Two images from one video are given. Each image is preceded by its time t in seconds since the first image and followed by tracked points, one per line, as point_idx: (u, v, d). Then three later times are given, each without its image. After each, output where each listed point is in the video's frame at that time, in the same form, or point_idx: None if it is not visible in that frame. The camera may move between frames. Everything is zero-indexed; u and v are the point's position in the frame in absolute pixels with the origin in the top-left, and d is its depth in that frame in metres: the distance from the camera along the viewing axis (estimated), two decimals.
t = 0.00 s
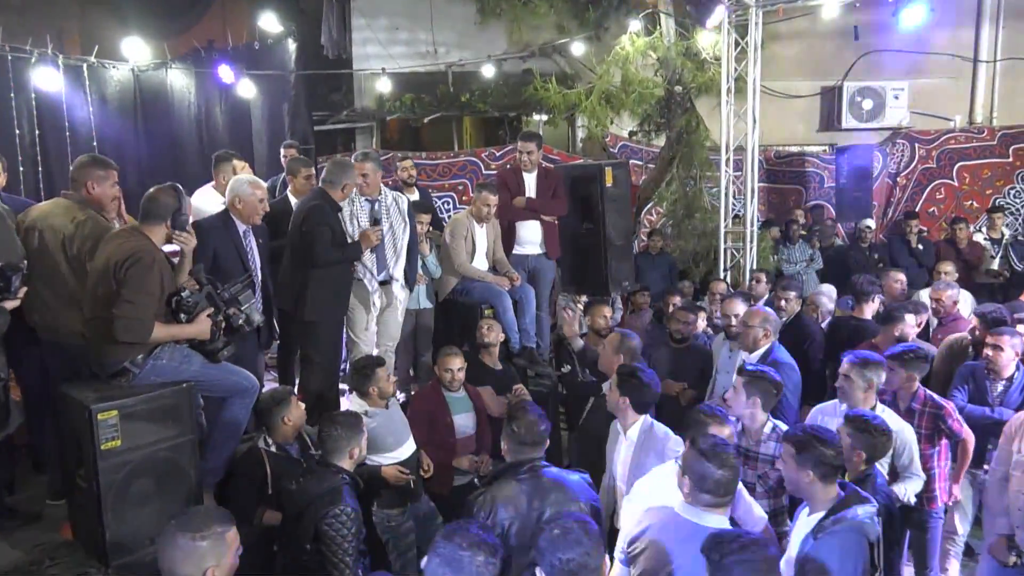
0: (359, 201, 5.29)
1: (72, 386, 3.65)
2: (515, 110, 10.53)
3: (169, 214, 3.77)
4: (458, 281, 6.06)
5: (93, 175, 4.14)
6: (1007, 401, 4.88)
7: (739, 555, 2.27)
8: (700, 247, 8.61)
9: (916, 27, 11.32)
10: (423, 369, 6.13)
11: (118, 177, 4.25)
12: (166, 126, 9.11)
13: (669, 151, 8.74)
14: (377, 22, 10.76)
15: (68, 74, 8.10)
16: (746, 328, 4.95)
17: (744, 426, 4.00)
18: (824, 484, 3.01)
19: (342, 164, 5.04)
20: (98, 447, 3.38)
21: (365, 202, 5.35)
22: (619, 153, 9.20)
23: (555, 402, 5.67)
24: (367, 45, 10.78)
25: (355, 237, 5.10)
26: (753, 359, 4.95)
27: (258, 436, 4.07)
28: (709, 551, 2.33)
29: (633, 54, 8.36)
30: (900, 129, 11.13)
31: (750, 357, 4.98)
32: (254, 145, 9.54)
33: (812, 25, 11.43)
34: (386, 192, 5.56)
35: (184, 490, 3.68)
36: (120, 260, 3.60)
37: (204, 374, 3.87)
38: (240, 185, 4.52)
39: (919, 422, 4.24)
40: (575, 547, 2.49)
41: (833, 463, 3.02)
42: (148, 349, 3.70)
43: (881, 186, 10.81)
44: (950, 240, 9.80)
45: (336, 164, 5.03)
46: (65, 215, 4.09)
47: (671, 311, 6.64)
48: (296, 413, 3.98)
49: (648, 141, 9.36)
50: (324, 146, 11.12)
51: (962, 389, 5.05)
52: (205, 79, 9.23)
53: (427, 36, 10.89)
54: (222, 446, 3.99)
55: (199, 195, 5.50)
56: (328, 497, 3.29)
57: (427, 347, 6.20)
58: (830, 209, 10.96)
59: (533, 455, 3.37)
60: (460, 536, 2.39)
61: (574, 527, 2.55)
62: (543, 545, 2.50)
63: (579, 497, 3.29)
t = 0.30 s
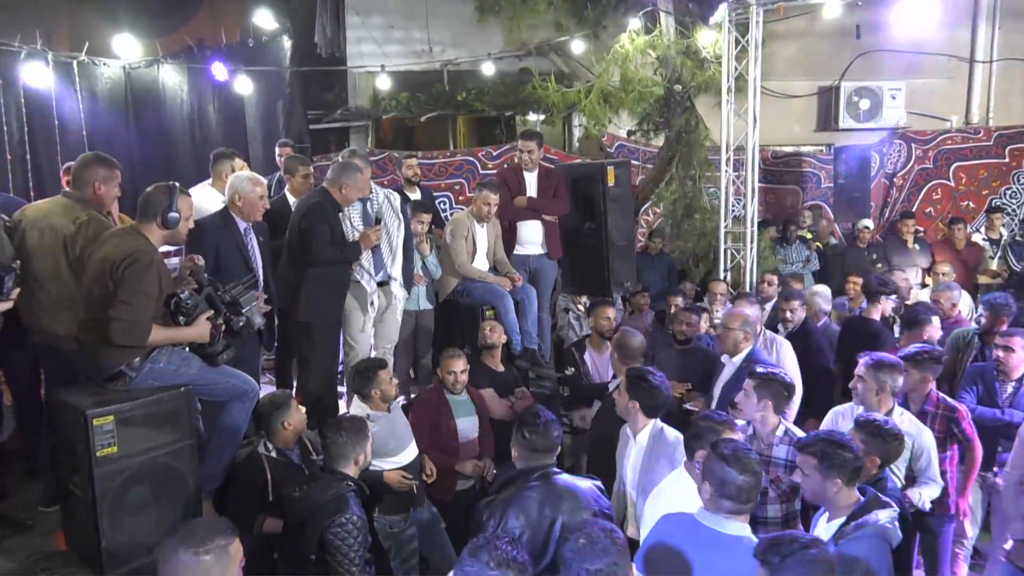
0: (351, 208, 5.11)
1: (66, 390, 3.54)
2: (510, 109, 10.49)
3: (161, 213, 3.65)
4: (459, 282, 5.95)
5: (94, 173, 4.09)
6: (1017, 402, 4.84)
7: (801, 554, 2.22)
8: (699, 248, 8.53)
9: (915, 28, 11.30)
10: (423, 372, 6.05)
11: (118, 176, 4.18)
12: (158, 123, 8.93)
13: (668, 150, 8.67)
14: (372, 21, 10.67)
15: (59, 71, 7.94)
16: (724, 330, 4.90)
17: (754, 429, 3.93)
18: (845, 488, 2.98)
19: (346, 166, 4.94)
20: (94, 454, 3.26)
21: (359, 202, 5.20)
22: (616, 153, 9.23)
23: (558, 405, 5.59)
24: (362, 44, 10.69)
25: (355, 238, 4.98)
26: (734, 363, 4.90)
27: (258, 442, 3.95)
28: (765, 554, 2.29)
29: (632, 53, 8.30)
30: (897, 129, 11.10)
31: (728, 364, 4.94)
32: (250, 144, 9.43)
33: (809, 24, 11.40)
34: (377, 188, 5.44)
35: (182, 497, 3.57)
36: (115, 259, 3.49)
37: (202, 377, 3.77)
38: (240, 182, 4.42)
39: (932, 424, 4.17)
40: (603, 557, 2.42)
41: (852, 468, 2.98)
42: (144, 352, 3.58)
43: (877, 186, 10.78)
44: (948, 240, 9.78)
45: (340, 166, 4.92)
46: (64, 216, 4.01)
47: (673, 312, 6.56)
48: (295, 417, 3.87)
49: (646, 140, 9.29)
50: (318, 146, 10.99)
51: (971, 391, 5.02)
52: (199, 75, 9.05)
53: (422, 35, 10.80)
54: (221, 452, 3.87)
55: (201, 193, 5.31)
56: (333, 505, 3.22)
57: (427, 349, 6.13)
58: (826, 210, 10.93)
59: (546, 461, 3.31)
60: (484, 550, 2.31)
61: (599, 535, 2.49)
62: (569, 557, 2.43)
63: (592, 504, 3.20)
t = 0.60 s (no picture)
0: (343, 210, 4.98)
1: (58, 395, 3.42)
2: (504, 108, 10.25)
3: (152, 211, 3.54)
4: (456, 283, 5.88)
5: (99, 174, 3.97)
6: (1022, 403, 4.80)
7: (851, 557, 2.25)
8: (696, 248, 8.49)
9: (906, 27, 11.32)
10: (420, 374, 5.98)
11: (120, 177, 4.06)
12: (145, 122, 8.73)
13: (665, 150, 8.62)
14: (364, 19, 10.56)
15: (44, 68, 7.73)
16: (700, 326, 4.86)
17: (763, 431, 3.80)
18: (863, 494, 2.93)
19: (344, 165, 4.83)
20: (87, 461, 3.15)
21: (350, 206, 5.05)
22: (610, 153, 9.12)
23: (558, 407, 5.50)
24: (353, 42, 10.57)
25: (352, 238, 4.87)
26: (712, 358, 4.90)
27: (255, 448, 3.84)
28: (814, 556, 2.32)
29: (629, 51, 8.24)
30: (890, 129, 11.11)
31: (709, 358, 4.94)
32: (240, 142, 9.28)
33: (802, 24, 11.38)
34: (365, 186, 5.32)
35: (179, 505, 3.46)
36: (107, 259, 3.38)
37: (198, 381, 3.65)
38: (250, 181, 4.36)
39: (942, 426, 4.14)
40: (624, 572, 2.36)
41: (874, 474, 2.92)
42: (139, 355, 3.47)
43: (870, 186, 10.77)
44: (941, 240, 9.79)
45: (338, 165, 4.83)
46: (66, 215, 3.91)
47: (673, 312, 6.49)
48: (294, 422, 3.78)
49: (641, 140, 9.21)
50: (309, 145, 10.88)
51: (974, 391, 4.98)
52: (188, 72, 8.91)
53: (414, 34, 10.70)
54: (218, 458, 3.76)
55: (204, 192, 5.19)
56: (337, 513, 3.12)
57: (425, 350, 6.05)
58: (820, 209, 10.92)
59: (556, 467, 3.24)
60: (502, 560, 2.26)
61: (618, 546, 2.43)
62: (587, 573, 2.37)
63: (600, 512, 3.15)
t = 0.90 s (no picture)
0: (331, 208, 4.82)
1: (43, 400, 3.30)
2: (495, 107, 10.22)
3: (140, 211, 3.40)
4: (450, 283, 5.79)
5: (87, 171, 3.92)
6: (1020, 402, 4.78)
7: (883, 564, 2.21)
8: (688, 247, 8.45)
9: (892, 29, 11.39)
10: (413, 375, 5.89)
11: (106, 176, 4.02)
12: (128, 121, 8.61)
13: (655, 149, 8.58)
14: (350, 17, 10.41)
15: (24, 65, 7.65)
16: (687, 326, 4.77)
17: (768, 432, 3.73)
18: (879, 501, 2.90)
19: (334, 164, 4.72)
20: (74, 470, 3.03)
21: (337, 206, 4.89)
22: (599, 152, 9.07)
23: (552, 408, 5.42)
24: (339, 40, 10.40)
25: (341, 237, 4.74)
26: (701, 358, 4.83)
27: (247, 454, 3.74)
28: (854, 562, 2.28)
29: (620, 49, 8.22)
30: (877, 129, 11.15)
31: (698, 358, 4.86)
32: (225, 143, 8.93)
33: (790, 24, 11.42)
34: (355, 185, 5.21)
35: (170, 514, 3.34)
36: (93, 260, 3.26)
37: (189, 386, 3.53)
38: (251, 181, 4.31)
39: (945, 427, 4.10)
40: None
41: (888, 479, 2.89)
42: (128, 359, 3.35)
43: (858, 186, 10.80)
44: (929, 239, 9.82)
45: (327, 163, 4.72)
46: (56, 213, 3.81)
47: (667, 312, 6.45)
48: (288, 426, 3.68)
49: (630, 140, 9.18)
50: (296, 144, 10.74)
51: (973, 390, 4.96)
52: (171, 69, 8.65)
53: (402, 32, 10.58)
54: (209, 466, 3.65)
55: (190, 190, 5.04)
56: (338, 521, 3.07)
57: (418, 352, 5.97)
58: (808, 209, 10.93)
59: (561, 473, 3.17)
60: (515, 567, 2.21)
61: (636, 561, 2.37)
62: None
63: (605, 517, 3.07)
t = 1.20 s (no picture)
0: (321, 207, 4.73)
1: (29, 405, 3.18)
2: (484, 105, 10.08)
3: (121, 211, 3.22)
4: (444, 283, 5.70)
5: (63, 165, 4.02)
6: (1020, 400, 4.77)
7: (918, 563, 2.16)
8: (680, 247, 8.41)
9: (879, 29, 11.45)
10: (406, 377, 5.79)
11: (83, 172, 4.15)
12: (110, 119, 8.50)
13: (647, 148, 8.54)
14: (337, 15, 10.31)
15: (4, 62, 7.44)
16: (682, 329, 4.70)
17: (773, 431, 3.69)
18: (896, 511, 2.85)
19: (324, 160, 4.58)
20: (64, 477, 2.92)
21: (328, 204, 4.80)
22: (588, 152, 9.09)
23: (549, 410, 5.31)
24: (326, 38, 10.33)
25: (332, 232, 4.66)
26: (700, 361, 4.76)
27: (242, 457, 3.66)
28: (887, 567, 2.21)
29: (612, 48, 8.18)
30: (865, 129, 11.17)
31: (697, 361, 4.78)
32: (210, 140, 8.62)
33: (777, 24, 11.46)
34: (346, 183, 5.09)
35: (162, 522, 3.24)
36: (76, 261, 3.13)
37: (182, 389, 3.42)
38: (248, 181, 4.15)
39: (948, 426, 4.07)
40: None
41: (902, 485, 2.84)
42: (118, 362, 3.24)
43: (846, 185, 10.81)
44: (918, 238, 9.84)
45: (317, 160, 4.58)
46: (38, 209, 3.75)
47: (663, 312, 6.39)
48: (282, 429, 3.62)
49: (621, 139, 9.12)
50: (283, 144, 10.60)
51: (972, 388, 4.95)
52: (157, 67, 8.41)
53: (389, 30, 10.48)
54: (203, 472, 3.54)
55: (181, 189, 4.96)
56: (337, 529, 3.00)
57: (410, 353, 5.87)
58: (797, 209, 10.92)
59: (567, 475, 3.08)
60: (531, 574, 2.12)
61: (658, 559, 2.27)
62: None
63: (613, 520, 2.98)
